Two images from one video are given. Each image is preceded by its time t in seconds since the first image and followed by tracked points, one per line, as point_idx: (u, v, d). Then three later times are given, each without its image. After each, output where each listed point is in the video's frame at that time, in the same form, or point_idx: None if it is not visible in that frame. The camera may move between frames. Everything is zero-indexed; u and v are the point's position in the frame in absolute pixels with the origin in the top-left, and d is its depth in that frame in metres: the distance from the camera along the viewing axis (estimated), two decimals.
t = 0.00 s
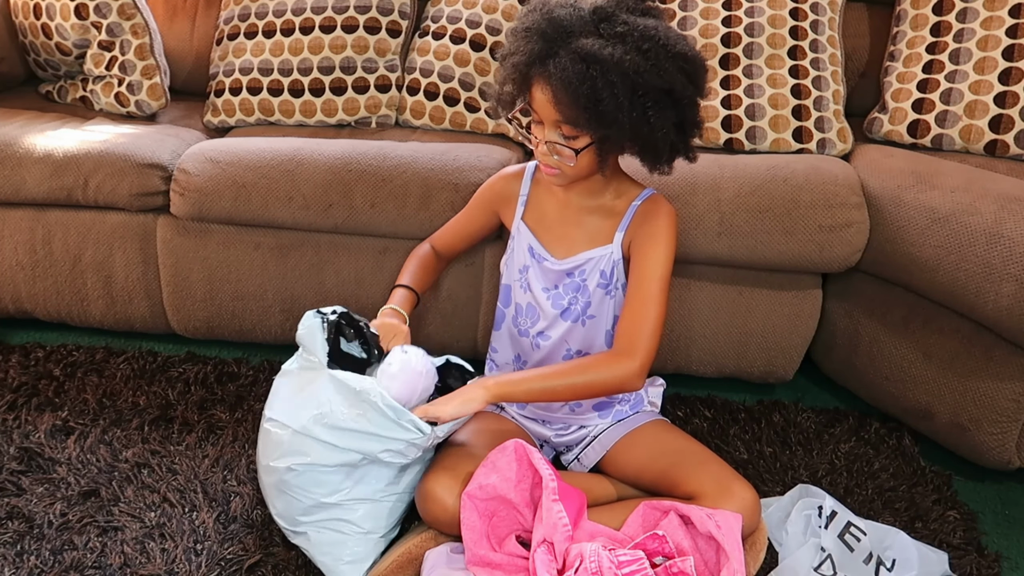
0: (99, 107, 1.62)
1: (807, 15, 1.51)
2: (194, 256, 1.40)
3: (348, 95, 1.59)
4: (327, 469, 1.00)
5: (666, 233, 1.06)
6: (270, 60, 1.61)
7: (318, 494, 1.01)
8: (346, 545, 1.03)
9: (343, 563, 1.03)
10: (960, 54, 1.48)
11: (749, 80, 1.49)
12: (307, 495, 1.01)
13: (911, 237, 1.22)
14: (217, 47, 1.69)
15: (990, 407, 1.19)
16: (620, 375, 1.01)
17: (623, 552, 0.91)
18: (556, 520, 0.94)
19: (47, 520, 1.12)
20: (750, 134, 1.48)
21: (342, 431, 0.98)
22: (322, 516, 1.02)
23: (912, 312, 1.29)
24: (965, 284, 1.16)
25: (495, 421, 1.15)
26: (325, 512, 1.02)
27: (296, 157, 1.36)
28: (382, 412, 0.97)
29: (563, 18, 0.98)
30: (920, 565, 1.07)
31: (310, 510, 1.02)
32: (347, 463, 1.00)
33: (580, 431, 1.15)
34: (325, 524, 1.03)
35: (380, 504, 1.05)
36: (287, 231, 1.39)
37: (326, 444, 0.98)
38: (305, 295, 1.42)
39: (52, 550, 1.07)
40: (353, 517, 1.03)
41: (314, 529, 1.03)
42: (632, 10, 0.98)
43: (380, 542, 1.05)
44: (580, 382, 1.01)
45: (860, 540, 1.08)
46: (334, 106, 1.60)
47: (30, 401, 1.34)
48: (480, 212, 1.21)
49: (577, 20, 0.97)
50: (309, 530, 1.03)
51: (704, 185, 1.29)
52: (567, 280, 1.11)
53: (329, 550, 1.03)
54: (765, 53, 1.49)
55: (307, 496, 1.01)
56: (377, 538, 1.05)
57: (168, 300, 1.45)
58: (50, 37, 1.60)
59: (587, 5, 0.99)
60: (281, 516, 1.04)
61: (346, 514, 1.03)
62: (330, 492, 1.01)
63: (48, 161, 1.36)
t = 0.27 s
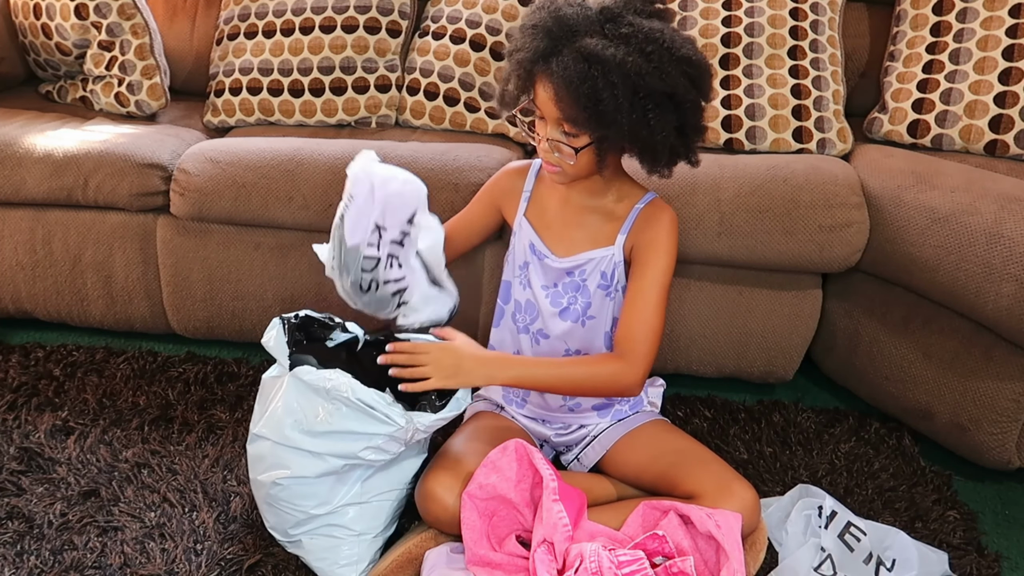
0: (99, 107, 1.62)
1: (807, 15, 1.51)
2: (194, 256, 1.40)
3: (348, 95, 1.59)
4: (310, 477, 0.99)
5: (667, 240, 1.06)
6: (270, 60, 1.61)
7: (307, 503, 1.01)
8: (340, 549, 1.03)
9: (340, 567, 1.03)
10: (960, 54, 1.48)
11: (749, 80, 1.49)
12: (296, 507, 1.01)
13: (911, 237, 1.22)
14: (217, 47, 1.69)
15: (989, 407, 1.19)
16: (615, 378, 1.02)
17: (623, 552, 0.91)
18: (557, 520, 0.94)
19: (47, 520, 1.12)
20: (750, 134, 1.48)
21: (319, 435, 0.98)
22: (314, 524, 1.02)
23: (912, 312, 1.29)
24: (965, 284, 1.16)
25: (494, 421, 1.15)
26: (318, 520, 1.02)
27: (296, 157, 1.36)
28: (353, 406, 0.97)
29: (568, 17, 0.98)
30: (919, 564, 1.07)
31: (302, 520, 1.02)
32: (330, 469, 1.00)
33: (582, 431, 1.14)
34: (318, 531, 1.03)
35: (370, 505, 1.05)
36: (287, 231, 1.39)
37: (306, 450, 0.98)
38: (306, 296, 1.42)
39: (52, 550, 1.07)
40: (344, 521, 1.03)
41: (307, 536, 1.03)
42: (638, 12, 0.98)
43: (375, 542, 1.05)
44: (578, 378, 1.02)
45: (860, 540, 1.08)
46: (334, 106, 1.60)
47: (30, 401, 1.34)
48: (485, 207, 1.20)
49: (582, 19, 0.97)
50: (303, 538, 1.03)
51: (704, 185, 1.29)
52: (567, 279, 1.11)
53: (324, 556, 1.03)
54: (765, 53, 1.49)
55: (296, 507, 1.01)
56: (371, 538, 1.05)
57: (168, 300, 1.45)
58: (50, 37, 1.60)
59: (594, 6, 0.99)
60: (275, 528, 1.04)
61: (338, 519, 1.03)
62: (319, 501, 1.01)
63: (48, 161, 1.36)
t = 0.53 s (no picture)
0: (100, 107, 1.62)
1: (807, 15, 1.51)
2: (194, 256, 1.40)
3: (348, 95, 1.59)
4: (312, 477, 0.99)
5: (680, 240, 1.07)
6: (270, 60, 1.61)
7: (308, 503, 1.01)
8: (340, 549, 1.03)
9: (340, 567, 1.03)
10: (960, 54, 1.48)
11: (749, 80, 1.49)
12: (296, 507, 1.01)
13: (911, 237, 1.22)
14: (217, 47, 1.69)
15: (989, 407, 1.19)
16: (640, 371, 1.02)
17: (623, 552, 0.91)
18: (557, 520, 0.94)
19: (47, 520, 1.12)
20: (750, 134, 1.48)
21: (321, 433, 0.98)
22: (314, 524, 1.02)
23: (913, 312, 1.29)
24: (965, 284, 1.16)
25: (495, 420, 1.14)
26: (318, 520, 1.02)
27: (297, 157, 1.36)
28: (356, 404, 0.97)
29: (595, 15, 0.98)
30: (919, 564, 1.07)
31: (302, 520, 1.02)
32: (332, 468, 1.00)
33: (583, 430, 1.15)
34: (318, 531, 1.03)
35: (371, 506, 1.05)
36: (287, 231, 1.39)
37: (307, 449, 0.99)
38: (306, 295, 1.42)
39: (52, 550, 1.07)
40: (344, 521, 1.03)
41: (308, 536, 1.03)
42: (662, 12, 0.99)
43: (375, 542, 1.05)
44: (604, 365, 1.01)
45: (860, 540, 1.08)
46: (334, 106, 1.60)
47: (30, 401, 1.34)
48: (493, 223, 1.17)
49: (609, 17, 0.98)
50: (303, 538, 1.03)
51: (704, 185, 1.29)
52: (579, 280, 1.10)
53: (324, 556, 1.03)
54: (765, 53, 1.49)
55: (296, 507, 1.01)
56: (371, 538, 1.05)
57: (168, 300, 1.45)
58: (50, 37, 1.60)
59: (617, 6, 0.99)
60: (276, 528, 1.04)
61: (338, 519, 1.03)
62: (319, 501, 1.01)
63: (48, 161, 1.36)
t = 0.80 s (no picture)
0: (99, 107, 1.62)
1: (807, 15, 1.51)
2: (193, 256, 1.40)
3: (348, 95, 1.59)
4: (314, 477, 0.99)
5: (689, 233, 1.12)
6: (270, 60, 1.61)
7: (309, 503, 1.01)
8: (341, 549, 1.03)
9: (340, 567, 1.02)
10: (960, 54, 1.48)
11: (749, 80, 1.49)
12: (297, 507, 1.01)
13: (911, 237, 1.22)
14: (217, 47, 1.69)
15: (990, 407, 1.19)
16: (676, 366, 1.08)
17: (623, 552, 0.91)
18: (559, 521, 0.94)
19: (47, 520, 1.12)
20: (750, 134, 1.48)
21: (323, 434, 0.98)
22: (314, 524, 1.02)
23: (912, 313, 1.29)
24: (965, 284, 1.16)
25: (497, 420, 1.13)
26: (318, 520, 1.02)
27: (297, 157, 1.36)
28: (360, 405, 0.98)
29: (600, 17, 0.99)
30: (920, 564, 1.07)
31: (302, 520, 1.02)
32: (333, 470, 1.00)
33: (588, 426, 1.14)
34: (319, 531, 1.03)
35: (371, 507, 1.05)
36: (287, 231, 1.39)
37: (310, 450, 0.99)
38: (306, 295, 1.42)
39: (52, 550, 1.07)
40: (344, 521, 1.03)
41: (308, 536, 1.03)
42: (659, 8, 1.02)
43: (375, 542, 1.06)
44: (642, 373, 1.05)
45: (860, 540, 1.08)
46: (334, 106, 1.59)
47: (30, 401, 1.34)
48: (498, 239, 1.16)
49: (618, 17, 0.99)
50: (304, 538, 1.03)
51: (704, 185, 1.29)
52: (600, 282, 1.11)
53: (324, 556, 1.03)
54: (765, 53, 1.49)
55: (296, 507, 1.01)
56: (371, 538, 1.05)
57: (168, 300, 1.45)
58: (50, 37, 1.60)
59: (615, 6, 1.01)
60: (276, 528, 1.04)
61: (338, 519, 1.03)
62: (320, 502, 1.01)
63: (48, 161, 1.36)
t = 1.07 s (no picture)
0: (99, 107, 1.62)
1: (807, 15, 1.51)
2: (193, 256, 1.40)
3: (348, 95, 1.59)
4: (310, 477, 0.99)
5: (694, 211, 1.10)
6: (270, 60, 1.61)
7: (307, 503, 1.01)
8: (340, 549, 1.03)
9: (340, 566, 1.03)
10: (960, 54, 1.48)
11: (749, 80, 1.49)
12: (295, 507, 1.01)
13: (911, 237, 1.22)
14: (217, 47, 1.69)
15: (989, 407, 1.19)
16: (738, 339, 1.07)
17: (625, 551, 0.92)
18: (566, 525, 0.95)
19: (47, 519, 1.12)
20: (750, 134, 1.48)
21: (319, 434, 0.98)
22: (312, 525, 1.02)
23: (912, 312, 1.29)
24: (965, 284, 1.16)
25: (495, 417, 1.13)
26: (316, 521, 1.02)
27: (297, 157, 1.36)
28: (356, 404, 0.98)
29: (578, 44, 0.97)
30: (920, 564, 1.07)
31: (300, 520, 1.02)
32: (329, 469, 1.00)
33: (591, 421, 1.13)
34: (317, 531, 1.03)
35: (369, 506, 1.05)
36: (286, 231, 1.39)
37: (304, 449, 0.99)
38: (306, 295, 1.42)
39: (52, 550, 1.07)
40: (343, 521, 1.03)
41: (308, 536, 1.03)
42: (634, 20, 0.99)
43: (374, 542, 1.06)
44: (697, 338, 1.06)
45: (860, 540, 1.08)
46: (334, 106, 1.60)
47: (30, 401, 1.34)
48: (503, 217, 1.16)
49: (595, 46, 0.96)
50: (302, 538, 1.03)
51: (704, 185, 1.29)
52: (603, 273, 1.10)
53: (323, 556, 1.03)
54: (765, 53, 1.49)
55: (294, 508, 1.01)
56: (371, 538, 1.05)
57: (168, 300, 1.45)
58: (50, 37, 1.60)
59: (590, 25, 0.99)
60: (275, 529, 1.04)
61: (337, 519, 1.03)
62: (318, 502, 1.01)
63: (48, 161, 1.36)
